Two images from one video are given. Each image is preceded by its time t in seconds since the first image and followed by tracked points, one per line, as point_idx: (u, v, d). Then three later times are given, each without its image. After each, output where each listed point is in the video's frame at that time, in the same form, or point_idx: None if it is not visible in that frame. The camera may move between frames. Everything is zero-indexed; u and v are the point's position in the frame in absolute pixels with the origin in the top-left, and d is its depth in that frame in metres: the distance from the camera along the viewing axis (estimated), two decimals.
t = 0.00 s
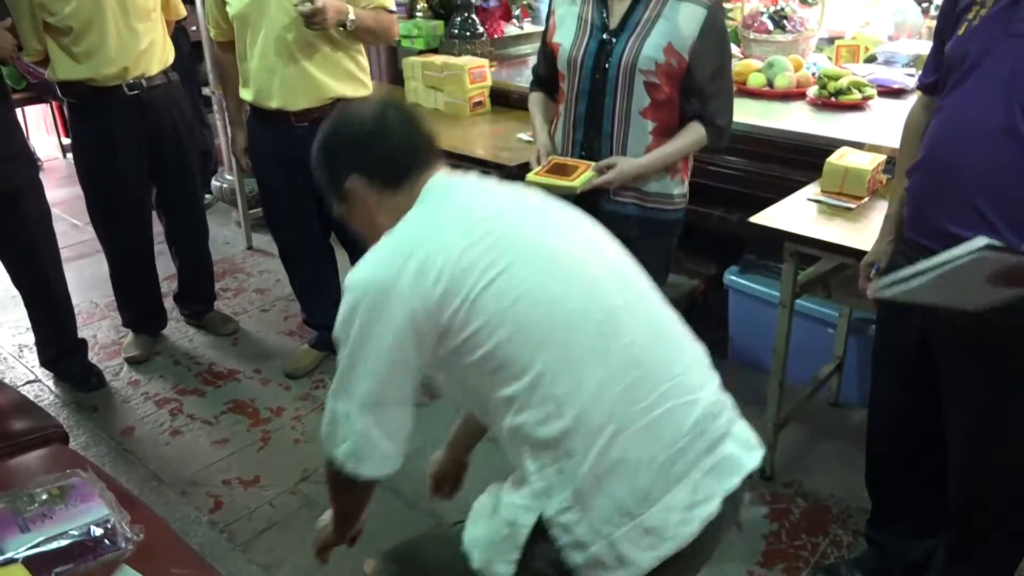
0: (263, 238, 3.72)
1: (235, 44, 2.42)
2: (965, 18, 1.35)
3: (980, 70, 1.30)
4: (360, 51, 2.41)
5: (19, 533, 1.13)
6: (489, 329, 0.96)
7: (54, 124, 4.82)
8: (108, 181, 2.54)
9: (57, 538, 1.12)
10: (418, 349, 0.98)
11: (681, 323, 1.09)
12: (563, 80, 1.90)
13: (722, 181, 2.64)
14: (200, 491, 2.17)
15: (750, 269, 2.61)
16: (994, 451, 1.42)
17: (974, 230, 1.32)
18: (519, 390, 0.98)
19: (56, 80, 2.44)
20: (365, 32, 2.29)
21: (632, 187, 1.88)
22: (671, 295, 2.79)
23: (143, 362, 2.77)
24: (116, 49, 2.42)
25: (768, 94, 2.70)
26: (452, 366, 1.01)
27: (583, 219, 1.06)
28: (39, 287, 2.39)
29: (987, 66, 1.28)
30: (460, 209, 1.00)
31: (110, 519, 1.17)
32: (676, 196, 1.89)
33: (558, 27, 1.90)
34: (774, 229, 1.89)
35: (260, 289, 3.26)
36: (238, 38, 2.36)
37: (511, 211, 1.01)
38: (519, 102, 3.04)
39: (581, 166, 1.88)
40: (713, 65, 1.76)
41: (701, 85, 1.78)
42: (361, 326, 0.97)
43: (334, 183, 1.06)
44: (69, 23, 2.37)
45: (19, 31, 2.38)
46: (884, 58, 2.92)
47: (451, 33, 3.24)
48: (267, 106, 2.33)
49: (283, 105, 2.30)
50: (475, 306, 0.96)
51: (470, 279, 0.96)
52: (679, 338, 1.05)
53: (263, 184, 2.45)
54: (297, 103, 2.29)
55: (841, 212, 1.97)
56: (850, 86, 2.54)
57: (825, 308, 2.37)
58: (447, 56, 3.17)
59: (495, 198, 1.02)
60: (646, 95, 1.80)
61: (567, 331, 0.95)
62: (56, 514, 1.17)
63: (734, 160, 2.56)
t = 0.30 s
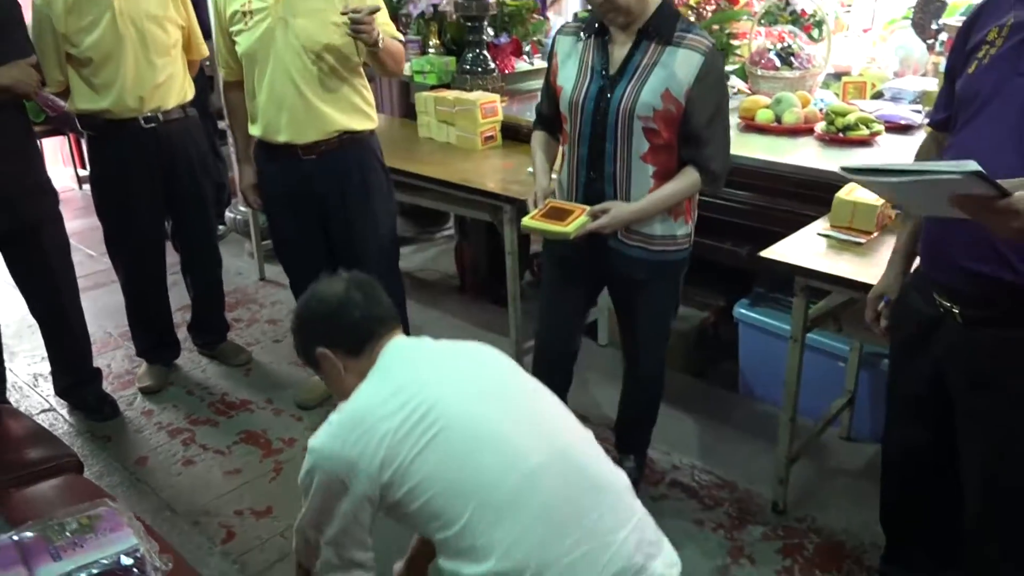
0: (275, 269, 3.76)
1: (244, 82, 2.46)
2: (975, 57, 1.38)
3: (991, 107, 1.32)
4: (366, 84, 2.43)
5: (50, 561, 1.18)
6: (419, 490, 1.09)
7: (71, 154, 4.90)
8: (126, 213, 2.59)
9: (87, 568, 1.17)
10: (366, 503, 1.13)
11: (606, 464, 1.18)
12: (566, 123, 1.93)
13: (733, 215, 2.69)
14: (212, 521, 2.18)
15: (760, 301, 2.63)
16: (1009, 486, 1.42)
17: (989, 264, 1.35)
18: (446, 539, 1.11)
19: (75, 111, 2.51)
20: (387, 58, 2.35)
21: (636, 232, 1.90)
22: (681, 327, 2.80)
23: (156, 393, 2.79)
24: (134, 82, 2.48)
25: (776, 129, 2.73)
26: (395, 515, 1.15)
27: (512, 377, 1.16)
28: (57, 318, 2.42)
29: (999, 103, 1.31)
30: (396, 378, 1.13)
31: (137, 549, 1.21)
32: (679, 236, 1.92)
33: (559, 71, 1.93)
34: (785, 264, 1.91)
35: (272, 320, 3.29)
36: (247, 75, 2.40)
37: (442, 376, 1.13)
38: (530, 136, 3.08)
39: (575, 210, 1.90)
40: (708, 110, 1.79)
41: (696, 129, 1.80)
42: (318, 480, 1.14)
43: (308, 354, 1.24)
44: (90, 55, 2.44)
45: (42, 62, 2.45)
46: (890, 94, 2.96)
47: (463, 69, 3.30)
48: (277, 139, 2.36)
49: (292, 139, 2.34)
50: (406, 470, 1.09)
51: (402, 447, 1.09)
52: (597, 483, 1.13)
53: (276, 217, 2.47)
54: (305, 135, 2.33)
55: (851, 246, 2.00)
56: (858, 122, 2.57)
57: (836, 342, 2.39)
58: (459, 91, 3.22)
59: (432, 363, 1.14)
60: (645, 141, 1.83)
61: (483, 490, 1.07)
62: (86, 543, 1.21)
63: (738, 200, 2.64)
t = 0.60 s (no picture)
0: (286, 303, 3.79)
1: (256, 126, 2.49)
2: (983, 99, 1.41)
3: (996, 147, 1.35)
4: (376, 121, 2.47)
5: None
6: (417, 537, 1.10)
7: (85, 190, 4.97)
8: (142, 248, 2.63)
9: None
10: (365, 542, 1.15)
11: (604, 529, 1.19)
12: (539, 173, 1.93)
13: (737, 253, 2.67)
14: (223, 556, 2.18)
15: (769, 337, 2.64)
16: None
17: (998, 298, 1.36)
18: None
19: (98, 146, 2.58)
20: (385, 98, 2.38)
21: (619, 274, 1.91)
22: (690, 363, 2.80)
23: (168, 427, 2.80)
24: (154, 120, 2.54)
25: (782, 166, 2.77)
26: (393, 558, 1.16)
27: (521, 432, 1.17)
28: (72, 354, 2.44)
29: (1002, 143, 1.34)
30: (405, 422, 1.14)
31: None
32: (664, 273, 1.93)
33: (530, 121, 1.94)
34: (794, 301, 1.92)
35: (283, 354, 3.31)
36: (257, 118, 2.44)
37: (450, 425, 1.14)
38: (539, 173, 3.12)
39: (543, 264, 1.93)
40: (673, 154, 1.78)
41: (661, 174, 1.80)
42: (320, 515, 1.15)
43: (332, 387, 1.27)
44: (115, 91, 2.52)
45: (70, 98, 2.54)
46: (895, 131, 2.99)
47: (474, 107, 3.36)
48: (290, 178, 2.39)
49: (307, 177, 2.37)
50: (406, 516, 1.10)
51: (405, 493, 1.10)
52: (591, 549, 1.15)
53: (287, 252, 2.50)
54: (319, 172, 2.36)
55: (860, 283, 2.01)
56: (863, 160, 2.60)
57: (846, 378, 2.39)
58: (470, 128, 3.27)
59: (440, 409, 1.15)
60: (617, 188, 1.83)
61: (480, 544, 1.08)
62: None
63: (751, 232, 2.60)
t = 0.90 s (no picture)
0: (278, 327, 3.80)
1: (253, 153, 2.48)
2: (972, 135, 1.46)
3: (984, 180, 1.40)
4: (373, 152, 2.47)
5: None
6: (409, 429, 1.08)
7: (77, 213, 4.98)
8: (138, 272, 2.64)
9: None
10: (358, 431, 1.11)
11: (603, 440, 1.18)
12: (503, 207, 1.95)
13: (724, 278, 2.70)
14: None
15: (758, 363, 2.67)
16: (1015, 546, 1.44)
17: (982, 328, 1.40)
18: (434, 477, 1.10)
19: (98, 168, 2.60)
20: (373, 132, 2.36)
21: (580, 303, 1.93)
22: (681, 389, 2.83)
23: (160, 451, 2.79)
24: (154, 145, 2.56)
25: (772, 196, 2.82)
26: (386, 449, 1.12)
27: (530, 325, 1.14)
28: (67, 378, 2.44)
29: (989, 177, 1.39)
30: (408, 304, 1.10)
31: None
32: (630, 299, 1.96)
33: (493, 157, 1.96)
34: (785, 328, 1.96)
35: (276, 378, 3.31)
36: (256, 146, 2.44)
37: (455, 312, 1.10)
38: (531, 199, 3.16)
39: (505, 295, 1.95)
40: (630, 181, 1.82)
41: (619, 205, 1.84)
42: (313, 397, 1.11)
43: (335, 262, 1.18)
44: (118, 116, 2.55)
45: (73, 122, 2.57)
46: (881, 161, 3.06)
47: (468, 135, 3.40)
48: (289, 210, 2.39)
49: (306, 208, 2.37)
50: (406, 400, 1.07)
51: (398, 384, 1.07)
52: (592, 458, 1.13)
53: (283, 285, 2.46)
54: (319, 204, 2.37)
55: (848, 310, 2.05)
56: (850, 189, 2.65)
57: (835, 404, 2.43)
58: (464, 155, 3.32)
59: (446, 294, 1.12)
60: (580, 221, 1.86)
61: (479, 435, 1.06)
62: None
63: (738, 260, 2.64)
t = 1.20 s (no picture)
0: (271, 343, 3.79)
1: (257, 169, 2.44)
2: (963, 154, 1.49)
3: (976, 199, 1.42)
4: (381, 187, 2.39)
5: None
6: (412, 288, 1.11)
7: (68, 228, 4.97)
8: (133, 288, 2.64)
9: None
10: (364, 291, 1.15)
11: (610, 345, 1.18)
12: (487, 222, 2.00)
13: (718, 294, 2.73)
14: None
15: (752, 377, 2.70)
16: (1010, 560, 1.44)
17: (973, 343, 1.42)
18: (426, 355, 1.13)
19: (93, 185, 2.61)
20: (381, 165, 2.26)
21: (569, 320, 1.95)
22: (674, 403, 2.84)
23: (154, 467, 2.78)
24: (150, 162, 2.57)
25: (763, 212, 2.85)
26: (386, 314, 1.16)
27: (551, 215, 1.15)
28: (61, 395, 2.44)
29: (981, 195, 1.41)
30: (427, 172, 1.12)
31: None
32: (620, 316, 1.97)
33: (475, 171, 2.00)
34: (779, 343, 1.98)
35: (270, 394, 3.31)
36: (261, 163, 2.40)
37: (472, 188, 1.12)
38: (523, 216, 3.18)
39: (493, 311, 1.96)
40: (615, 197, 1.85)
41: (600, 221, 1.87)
42: (324, 248, 1.15)
43: (386, 94, 1.20)
44: (114, 132, 2.56)
45: (69, 139, 2.57)
46: (870, 178, 3.08)
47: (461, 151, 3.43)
48: (287, 232, 2.33)
49: (303, 232, 2.31)
50: (409, 268, 1.10)
51: (410, 242, 1.10)
52: (591, 362, 1.14)
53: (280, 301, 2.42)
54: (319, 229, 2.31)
55: (840, 325, 2.08)
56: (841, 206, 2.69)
57: (828, 418, 2.45)
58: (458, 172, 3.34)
59: (468, 168, 1.13)
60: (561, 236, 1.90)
61: (472, 319, 1.09)
62: None
63: (734, 275, 2.67)
